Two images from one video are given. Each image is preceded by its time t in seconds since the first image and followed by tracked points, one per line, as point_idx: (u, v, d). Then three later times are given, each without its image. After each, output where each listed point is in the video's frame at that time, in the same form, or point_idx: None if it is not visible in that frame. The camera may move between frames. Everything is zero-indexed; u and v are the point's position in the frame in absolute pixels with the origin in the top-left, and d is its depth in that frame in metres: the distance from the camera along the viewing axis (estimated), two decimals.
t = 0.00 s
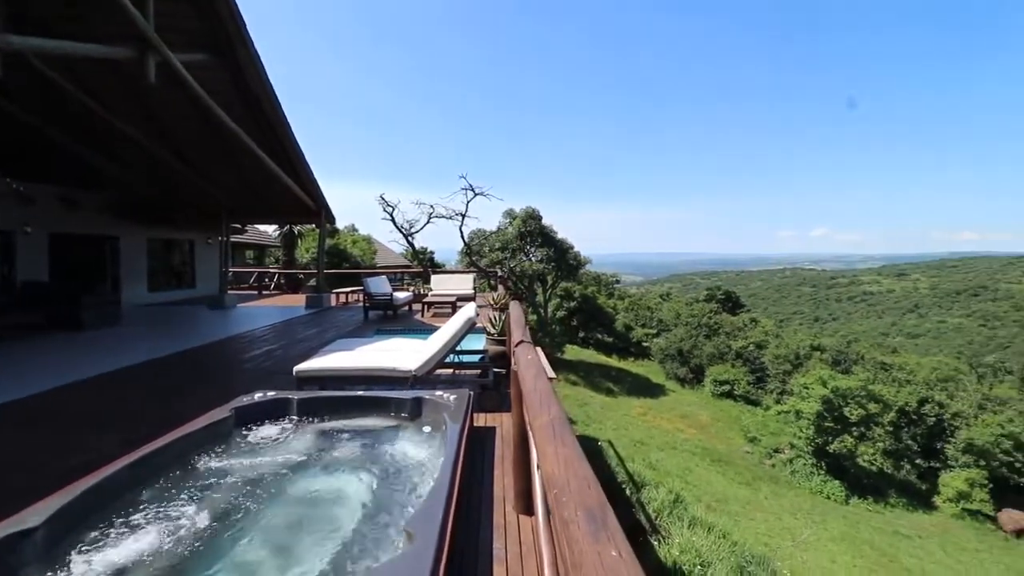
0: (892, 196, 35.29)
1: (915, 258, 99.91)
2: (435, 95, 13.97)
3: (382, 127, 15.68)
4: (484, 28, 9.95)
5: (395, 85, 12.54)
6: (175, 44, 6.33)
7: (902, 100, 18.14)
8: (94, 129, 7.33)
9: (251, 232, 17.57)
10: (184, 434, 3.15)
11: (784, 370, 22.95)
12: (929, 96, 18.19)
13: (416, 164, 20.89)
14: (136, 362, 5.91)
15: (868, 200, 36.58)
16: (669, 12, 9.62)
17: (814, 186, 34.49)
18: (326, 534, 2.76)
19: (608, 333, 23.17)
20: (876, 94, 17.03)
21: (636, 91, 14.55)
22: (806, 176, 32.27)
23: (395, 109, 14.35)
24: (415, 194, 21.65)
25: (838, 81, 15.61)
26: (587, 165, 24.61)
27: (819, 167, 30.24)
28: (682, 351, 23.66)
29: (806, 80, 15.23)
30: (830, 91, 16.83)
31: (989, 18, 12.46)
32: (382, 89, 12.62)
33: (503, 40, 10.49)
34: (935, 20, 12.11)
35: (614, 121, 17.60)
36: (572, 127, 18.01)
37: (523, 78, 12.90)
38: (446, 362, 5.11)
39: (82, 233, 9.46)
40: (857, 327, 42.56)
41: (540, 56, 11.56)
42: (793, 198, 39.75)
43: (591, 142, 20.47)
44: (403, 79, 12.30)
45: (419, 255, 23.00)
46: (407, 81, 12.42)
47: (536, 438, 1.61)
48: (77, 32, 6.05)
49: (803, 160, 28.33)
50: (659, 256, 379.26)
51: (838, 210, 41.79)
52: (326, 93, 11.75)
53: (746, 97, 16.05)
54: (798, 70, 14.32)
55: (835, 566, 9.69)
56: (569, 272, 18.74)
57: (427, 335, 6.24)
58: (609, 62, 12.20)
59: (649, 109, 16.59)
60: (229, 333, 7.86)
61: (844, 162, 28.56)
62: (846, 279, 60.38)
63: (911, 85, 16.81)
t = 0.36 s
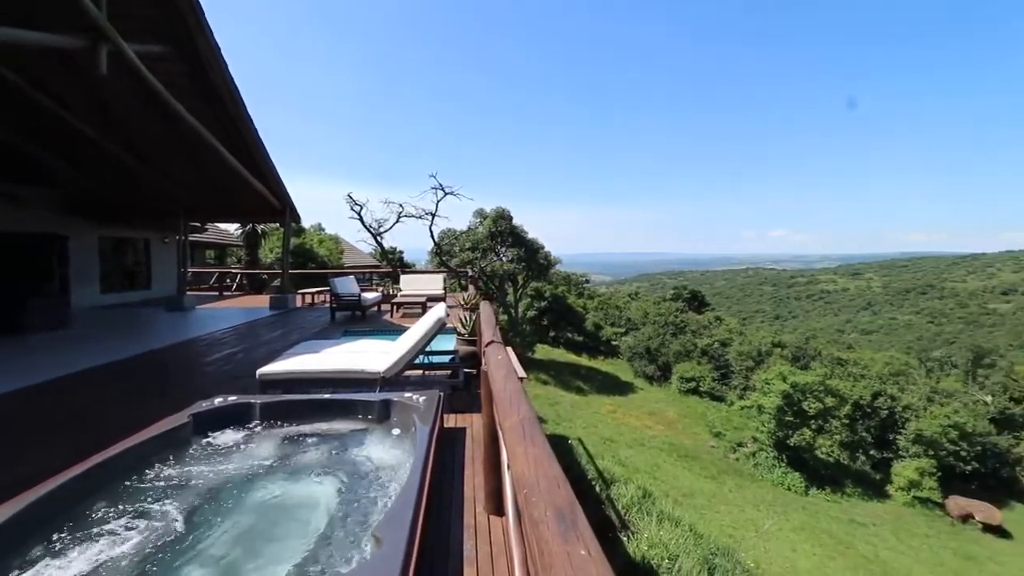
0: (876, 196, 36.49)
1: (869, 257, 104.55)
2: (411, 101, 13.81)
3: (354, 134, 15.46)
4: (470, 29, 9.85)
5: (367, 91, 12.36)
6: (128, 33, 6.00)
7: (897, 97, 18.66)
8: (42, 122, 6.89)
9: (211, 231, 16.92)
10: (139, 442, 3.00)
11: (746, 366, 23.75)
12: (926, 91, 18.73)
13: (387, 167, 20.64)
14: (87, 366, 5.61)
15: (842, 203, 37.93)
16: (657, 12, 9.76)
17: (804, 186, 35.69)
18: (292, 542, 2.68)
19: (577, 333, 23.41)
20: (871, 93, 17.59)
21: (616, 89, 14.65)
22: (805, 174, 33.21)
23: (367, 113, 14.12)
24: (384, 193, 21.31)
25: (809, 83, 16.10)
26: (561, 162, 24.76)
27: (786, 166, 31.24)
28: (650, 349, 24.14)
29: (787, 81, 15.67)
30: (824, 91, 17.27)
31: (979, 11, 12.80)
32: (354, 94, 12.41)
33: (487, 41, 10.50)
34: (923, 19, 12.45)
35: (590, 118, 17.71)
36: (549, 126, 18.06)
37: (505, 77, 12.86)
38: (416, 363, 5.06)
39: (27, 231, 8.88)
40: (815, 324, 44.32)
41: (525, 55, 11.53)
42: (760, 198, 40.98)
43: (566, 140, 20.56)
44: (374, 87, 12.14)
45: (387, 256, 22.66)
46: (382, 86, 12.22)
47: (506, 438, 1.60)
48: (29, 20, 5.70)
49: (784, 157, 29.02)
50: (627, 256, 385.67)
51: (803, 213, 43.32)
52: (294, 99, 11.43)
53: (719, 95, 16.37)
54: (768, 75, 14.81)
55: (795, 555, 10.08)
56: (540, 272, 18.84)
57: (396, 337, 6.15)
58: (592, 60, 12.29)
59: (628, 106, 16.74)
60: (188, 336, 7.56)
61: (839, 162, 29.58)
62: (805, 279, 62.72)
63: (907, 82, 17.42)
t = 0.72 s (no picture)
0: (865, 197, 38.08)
1: (823, 257, 109.16)
2: (386, 99, 13.58)
3: (324, 132, 15.17)
4: (461, 27, 9.77)
5: (337, 90, 12.11)
6: (76, 22, 5.63)
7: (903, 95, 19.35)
8: None
9: (166, 230, 16.17)
10: (88, 451, 2.85)
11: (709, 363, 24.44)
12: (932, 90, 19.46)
13: (355, 167, 20.32)
14: (29, 370, 5.27)
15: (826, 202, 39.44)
16: (650, 10, 9.88)
17: (805, 185, 37.23)
18: (252, 552, 2.59)
19: (545, 332, 23.60)
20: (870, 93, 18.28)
21: (596, 85, 14.81)
22: (806, 174, 34.72)
23: (338, 112, 13.82)
24: (350, 191, 20.88)
25: (790, 82, 16.40)
26: (535, 159, 24.85)
27: (755, 160, 32.11)
28: (617, 348, 24.52)
29: (784, 80, 16.21)
30: (828, 90, 17.85)
31: (978, 12, 13.15)
32: (325, 93, 12.14)
33: (472, 38, 10.42)
34: (923, 20, 12.72)
35: (568, 116, 17.81)
36: (523, 124, 18.10)
37: (490, 74, 12.79)
38: (383, 364, 4.99)
39: None
40: (773, 322, 46.00)
41: (517, 54, 11.55)
42: (727, 198, 42.24)
43: (540, 138, 20.65)
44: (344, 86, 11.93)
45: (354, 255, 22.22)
46: (353, 86, 12.02)
47: (477, 438, 1.58)
48: None
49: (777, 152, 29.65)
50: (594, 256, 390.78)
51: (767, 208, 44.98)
52: (259, 96, 11.08)
53: (692, 94, 16.77)
54: (738, 77, 15.25)
55: (757, 545, 10.44)
56: (510, 272, 18.87)
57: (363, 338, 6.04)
58: (577, 58, 12.44)
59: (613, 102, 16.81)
60: (141, 339, 7.21)
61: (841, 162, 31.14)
62: (764, 278, 64.97)
63: (908, 82, 18.15)
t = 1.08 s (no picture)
0: (852, 196, 39.48)
1: (783, 256, 113.05)
2: (360, 96, 13.32)
3: (290, 129, 14.72)
4: (448, 22, 9.66)
5: (305, 89, 11.81)
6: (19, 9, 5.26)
7: (906, 92, 20.02)
8: None
9: (119, 229, 15.42)
10: (36, 461, 2.70)
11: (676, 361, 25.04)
12: (937, 88, 20.18)
13: (322, 166, 19.87)
14: None
15: (813, 200, 40.78)
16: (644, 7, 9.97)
17: (803, 186, 38.81)
18: (214, 560, 2.51)
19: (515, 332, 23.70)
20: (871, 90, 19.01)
21: (575, 82, 14.86)
22: (803, 174, 36.21)
23: (305, 110, 13.48)
24: (316, 190, 20.23)
25: (767, 81, 16.78)
26: (508, 156, 24.83)
27: (722, 159, 32.96)
28: (587, 347, 24.82)
29: (775, 80, 16.78)
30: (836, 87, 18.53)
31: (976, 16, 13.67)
32: (293, 91, 11.81)
33: (460, 34, 10.34)
34: (911, 23, 13.27)
35: (544, 114, 17.92)
36: (496, 124, 18.14)
37: (468, 73, 12.77)
38: (352, 367, 4.91)
39: None
40: (736, 320, 47.47)
41: (503, 45, 11.42)
42: (696, 199, 43.26)
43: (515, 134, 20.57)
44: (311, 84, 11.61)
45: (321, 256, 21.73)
46: (322, 83, 11.74)
47: (448, 438, 1.56)
48: None
49: (774, 151, 30.43)
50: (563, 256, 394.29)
51: (734, 207, 46.47)
52: (219, 93, 10.66)
53: (665, 92, 17.03)
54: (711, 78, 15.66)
55: (722, 537, 10.76)
56: (480, 271, 18.85)
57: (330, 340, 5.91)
58: (557, 54, 12.43)
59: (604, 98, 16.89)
60: (93, 343, 6.86)
61: (838, 161, 32.43)
62: (728, 277, 66.89)
63: (910, 81, 18.98)
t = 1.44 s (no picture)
0: (852, 196, 40.78)
1: (749, 256, 116.32)
2: (336, 95, 13.06)
3: (259, 128, 14.36)
4: (435, 20, 9.58)
5: (277, 89, 11.53)
6: None
7: (906, 92, 20.78)
8: None
9: (70, 228, 14.69)
10: None
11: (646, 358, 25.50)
12: (937, 87, 20.88)
13: (291, 164, 19.41)
14: None
15: (812, 199, 42.00)
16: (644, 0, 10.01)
17: (799, 185, 39.79)
18: (175, 568, 2.42)
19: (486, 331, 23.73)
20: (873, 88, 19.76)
21: (554, 80, 14.95)
22: (800, 175, 37.30)
23: (276, 112, 13.18)
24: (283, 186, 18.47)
25: (763, 80, 17.14)
26: (485, 155, 24.95)
27: (695, 159, 33.60)
28: (559, 346, 25.02)
29: (774, 78, 17.19)
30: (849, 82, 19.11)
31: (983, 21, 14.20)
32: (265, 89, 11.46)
33: (446, 32, 10.29)
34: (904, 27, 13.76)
35: (522, 112, 17.98)
36: (470, 121, 18.11)
37: (446, 73, 12.75)
38: (320, 368, 4.83)
39: None
40: (704, 318, 48.71)
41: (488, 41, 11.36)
42: (677, 198, 44.12)
43: (491, 131, 20.45)
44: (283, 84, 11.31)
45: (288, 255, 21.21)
46: (293, 84, 11.46)
47: (416, 440, 1.53)
48: None
49: (777, 150, 31.25)
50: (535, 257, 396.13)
51: (706, 207, 47.64)
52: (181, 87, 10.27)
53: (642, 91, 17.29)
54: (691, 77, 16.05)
55: (690, 530, 11.02)
56: (452, 271, 18.77)
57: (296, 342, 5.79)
58: (539, 51, 12.44)
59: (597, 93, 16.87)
60: (42, 347, 6.52)
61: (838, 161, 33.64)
62: (696, 276, 68.47)
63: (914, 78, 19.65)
